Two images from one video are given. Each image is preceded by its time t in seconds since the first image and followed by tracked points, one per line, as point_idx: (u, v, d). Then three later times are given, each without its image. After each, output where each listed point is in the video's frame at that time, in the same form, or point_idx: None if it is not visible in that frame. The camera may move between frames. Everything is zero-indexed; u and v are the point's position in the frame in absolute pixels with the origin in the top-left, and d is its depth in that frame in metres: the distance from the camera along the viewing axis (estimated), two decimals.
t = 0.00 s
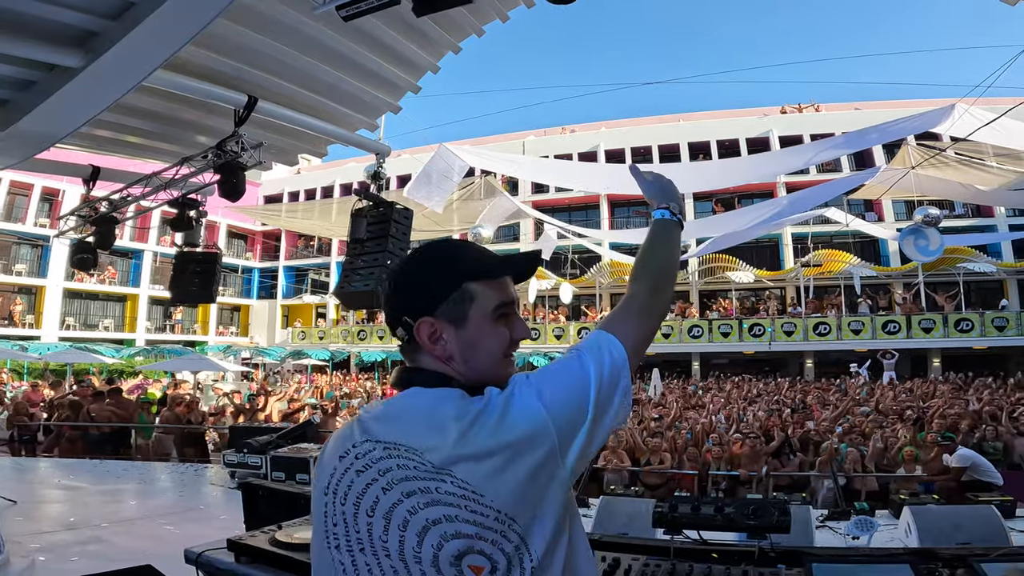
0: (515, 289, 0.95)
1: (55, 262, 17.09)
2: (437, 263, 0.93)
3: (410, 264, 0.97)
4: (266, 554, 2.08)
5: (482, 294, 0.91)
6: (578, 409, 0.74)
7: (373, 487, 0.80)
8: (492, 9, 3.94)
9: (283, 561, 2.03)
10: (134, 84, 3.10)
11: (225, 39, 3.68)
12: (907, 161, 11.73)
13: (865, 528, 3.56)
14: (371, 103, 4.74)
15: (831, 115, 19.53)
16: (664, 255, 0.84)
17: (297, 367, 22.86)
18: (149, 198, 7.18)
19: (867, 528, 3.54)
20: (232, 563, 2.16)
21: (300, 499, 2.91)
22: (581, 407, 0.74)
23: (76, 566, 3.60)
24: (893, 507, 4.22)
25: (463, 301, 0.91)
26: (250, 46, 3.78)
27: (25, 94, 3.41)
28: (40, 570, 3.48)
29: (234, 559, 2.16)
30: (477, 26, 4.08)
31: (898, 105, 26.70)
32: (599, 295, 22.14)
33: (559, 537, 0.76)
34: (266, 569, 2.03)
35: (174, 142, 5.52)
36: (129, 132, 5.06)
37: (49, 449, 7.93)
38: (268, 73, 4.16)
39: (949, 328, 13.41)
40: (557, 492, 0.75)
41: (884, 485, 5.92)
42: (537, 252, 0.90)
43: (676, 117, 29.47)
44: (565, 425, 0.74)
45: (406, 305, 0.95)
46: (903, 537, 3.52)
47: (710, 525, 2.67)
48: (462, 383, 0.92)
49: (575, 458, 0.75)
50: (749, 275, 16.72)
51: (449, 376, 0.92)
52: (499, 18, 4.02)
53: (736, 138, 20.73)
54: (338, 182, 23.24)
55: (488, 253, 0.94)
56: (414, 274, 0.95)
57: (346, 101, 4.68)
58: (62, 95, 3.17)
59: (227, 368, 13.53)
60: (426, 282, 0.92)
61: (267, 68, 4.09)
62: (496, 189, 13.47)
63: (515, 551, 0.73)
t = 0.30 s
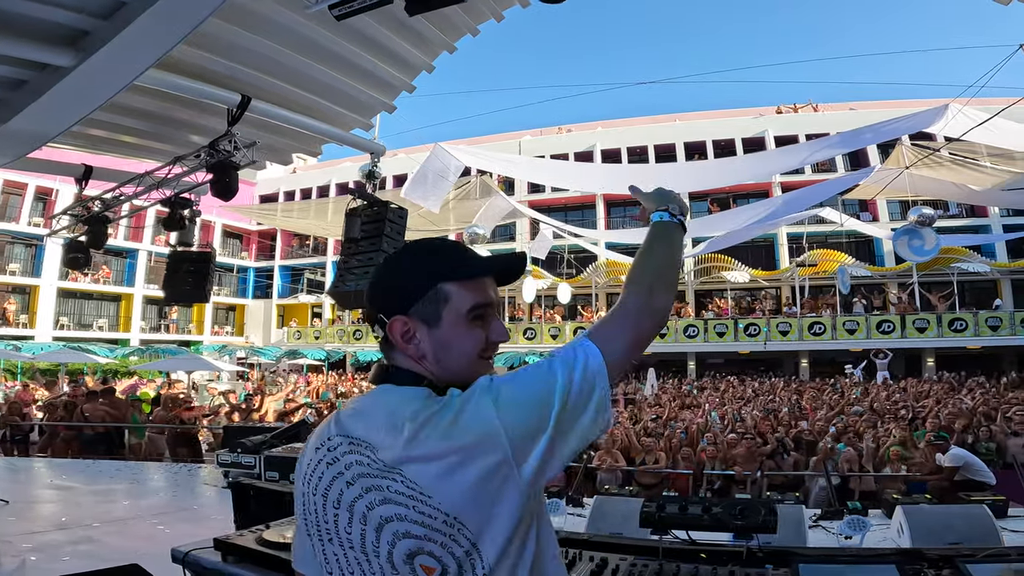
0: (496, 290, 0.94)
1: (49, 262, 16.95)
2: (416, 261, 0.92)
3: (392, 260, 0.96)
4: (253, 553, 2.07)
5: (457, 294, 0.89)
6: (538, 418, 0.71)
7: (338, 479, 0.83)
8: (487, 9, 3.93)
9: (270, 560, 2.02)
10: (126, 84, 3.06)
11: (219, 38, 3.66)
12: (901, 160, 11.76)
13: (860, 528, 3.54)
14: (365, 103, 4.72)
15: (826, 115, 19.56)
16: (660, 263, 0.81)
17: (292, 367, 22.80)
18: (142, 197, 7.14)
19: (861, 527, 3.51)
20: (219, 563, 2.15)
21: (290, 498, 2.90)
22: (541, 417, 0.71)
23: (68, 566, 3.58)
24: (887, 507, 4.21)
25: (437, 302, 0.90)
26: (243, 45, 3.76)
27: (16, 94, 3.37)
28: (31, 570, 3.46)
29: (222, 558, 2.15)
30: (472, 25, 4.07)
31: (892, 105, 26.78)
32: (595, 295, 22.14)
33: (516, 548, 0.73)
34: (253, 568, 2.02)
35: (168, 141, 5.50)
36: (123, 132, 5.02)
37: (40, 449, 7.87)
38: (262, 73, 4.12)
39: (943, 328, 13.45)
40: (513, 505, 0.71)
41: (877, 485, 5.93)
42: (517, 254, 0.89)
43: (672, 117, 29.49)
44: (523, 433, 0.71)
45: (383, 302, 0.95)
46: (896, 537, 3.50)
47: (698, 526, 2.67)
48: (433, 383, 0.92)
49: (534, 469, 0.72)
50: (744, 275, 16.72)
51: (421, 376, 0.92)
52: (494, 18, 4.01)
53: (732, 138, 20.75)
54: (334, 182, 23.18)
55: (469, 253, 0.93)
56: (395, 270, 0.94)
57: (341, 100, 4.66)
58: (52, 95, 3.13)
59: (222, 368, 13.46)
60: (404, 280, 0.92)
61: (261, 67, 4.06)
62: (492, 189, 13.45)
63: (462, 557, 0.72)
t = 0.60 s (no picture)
0: (467, 287, 0.92)
1: (44, 262, 16.88)
2: (385, 257, 0.91)
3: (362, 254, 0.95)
4: (241, 551, 2.06)
5: (425, 291, 0.88)
6: (498, 454, 0.64)
7: (306, 476, 0.82)
8: (481, 8, 3.91)
9: (257, 559, 1.99)
10: (119, 83, 3.04)
11: (213, 37, 3.63)
12: (896, 160, 11.76)
13: (856, 527, 3.50)
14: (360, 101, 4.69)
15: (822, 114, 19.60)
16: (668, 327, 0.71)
17: (289, 367, 22.78)
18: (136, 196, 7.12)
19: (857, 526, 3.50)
20: (207, 562, 2.13)
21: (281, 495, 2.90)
22: (503, 452, 0.64)
23: (60, 565, 3.57)
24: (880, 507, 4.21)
25: (405, 299, 0.88)
26: (238, 45, 3.74)
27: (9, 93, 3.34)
28: (23, 570, 3.45)
29: (209, 557, 2.13)
30: (467, 24, 4.05)
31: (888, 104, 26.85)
32: (592, 295, 22.15)
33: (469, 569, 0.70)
34: (240, 566, 2.00)
35: (162, 141, 5.47)
36: (117, 131, 5.00)
37: (33, 449, 7.86)
38: (256, 71, 4.10)
39: (939, 327, 13.50)
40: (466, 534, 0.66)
41: (872, 484, 5.95)
42: (485, 248, 0.87)
43: (668, 117, 29.51)
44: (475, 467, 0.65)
45: (353, 297, 0.93)
46: (891, 537, 3.51)
47: (688, 524, 2.66)
48: (400, 383, 0.89)
49: (485, 504, 0.65)
50: (741, 275, 16.78)
51: (389, 375, 0.90)
52: (488, 17, 3.99)
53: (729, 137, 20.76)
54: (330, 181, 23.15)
55: (440, 247, 0.91)
56: (366, 264, 0.92)
57: (336, 100, 4.64)
58: (43, 96, 3.11)
59: (218, 367, 13.43)
60: (374, 274, 0.90)
61: (256, 66, 4.03)
62: (488, 188, 13.44)
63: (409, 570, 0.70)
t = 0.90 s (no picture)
0: (449, 283, 0.93)
1: (42, 262, 16.85)
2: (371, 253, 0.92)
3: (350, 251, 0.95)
4: (237, 550, 2.06)
5: (409, 284, 0.88)
6: (427, 515, 0.66)
7: (285, 459, 0.86)
8: (478, 7, 3.91)
9: (252, 557, 1.98)
10: (116, 83, 3.02)
11: (210, 37, 3.62)
12: (893, 159, 11.77)
13: (853, 526, 3.50)
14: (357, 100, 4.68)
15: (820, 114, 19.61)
16: None
17: (288, 367, 22.76)
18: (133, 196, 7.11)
19: (855, 524, 3.51)
20: (203, 561, 2.11)
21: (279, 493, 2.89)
22: (430, 516, 0.66)
23: (57, 565, 3.57)
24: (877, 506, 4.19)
25: (390, 295, 0.88)
26: (235, 45, 3.72)
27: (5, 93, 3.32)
28: (21, 569, 3.45)
29: (205, 555, 2.12)
30: (464, 23, 4.05)
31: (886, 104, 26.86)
32: (591, 294, 22.16)
33: None
34: (236, 564, 1.99)
35: (159, 140, 5.46)
36: (114, 131, 4.99)
37: (31, 448, 7.84)
38: (253, 71, 4.08)
39: (937, 326, 13.51)
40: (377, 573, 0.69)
41: (870, 483, 5.94)
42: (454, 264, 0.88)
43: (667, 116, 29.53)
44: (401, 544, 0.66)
45: (340, 291, 0.93)
46: (888, 536, 3.48)
47: (683, 522, 2.65)
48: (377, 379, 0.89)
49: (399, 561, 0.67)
50: (739, 274, 16.77)
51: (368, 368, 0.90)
52: (485, 16, 3.98)
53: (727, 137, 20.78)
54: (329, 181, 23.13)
55: (426, 246, 0.92)
56: (354, 261, 0.93)
57: (333, 100, 4.63)
58: (41, 96, 3.09)
59: (216, 367, 13.41)
60: (360, 269, 0.91)
61: (253, 66, 4.02)
62: (486, 188, 13.44)
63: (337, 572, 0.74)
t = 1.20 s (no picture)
0: (449, 289, 0.95)
1: (43, 263, 16.87)
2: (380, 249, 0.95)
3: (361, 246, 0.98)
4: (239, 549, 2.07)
5: (409, 283, 0.91)
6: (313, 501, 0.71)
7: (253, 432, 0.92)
8: (478, 8, 3.92)
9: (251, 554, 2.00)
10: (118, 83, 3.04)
11: (210, 38, 3.63)
12: (894, 159, 11.76)
13: (853, 525, 3.51)
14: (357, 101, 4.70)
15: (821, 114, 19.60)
16: None
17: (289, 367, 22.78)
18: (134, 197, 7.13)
19: (853, 524, 3.50)
20: (204, 559, 2.12)
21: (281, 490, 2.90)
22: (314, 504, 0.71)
23: (58, 564, 3.58)
24: (877, 506, 4.18)
25: (388, 290, 0.91)
26: (235, 46, 3.74)
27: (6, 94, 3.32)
28: (22, 569, 3.47)
29: (206, 553, 2.14)
30: (464, 24, 4.06)
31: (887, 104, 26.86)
32: (592, 295, 22.18)
33: None
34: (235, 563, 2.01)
35: (160, 141, 5.48)
36: (116, 132, 5.01)
37: (33, 448, 7.86)
38: (254, 72, 4.10)
39: (939, 326, 13.50)
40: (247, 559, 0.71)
41: (872, 483, 5.94)
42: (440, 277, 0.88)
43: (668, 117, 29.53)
44: (253, 523, 0.73)
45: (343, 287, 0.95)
46: (887, 536, 3.48)
47: (682, 520, 2.67)
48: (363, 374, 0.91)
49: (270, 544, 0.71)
50: (741, 274, 16.77)
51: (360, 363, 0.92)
52: (485, 17, 4.00)
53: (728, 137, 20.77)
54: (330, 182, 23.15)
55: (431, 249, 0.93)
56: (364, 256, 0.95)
57: (333, 100, 4.65)
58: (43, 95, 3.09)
59: (217, 368, 13.41)
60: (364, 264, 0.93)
61: (254, 67, 4.04)
62: (487, 188, 13.46)
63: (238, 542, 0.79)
